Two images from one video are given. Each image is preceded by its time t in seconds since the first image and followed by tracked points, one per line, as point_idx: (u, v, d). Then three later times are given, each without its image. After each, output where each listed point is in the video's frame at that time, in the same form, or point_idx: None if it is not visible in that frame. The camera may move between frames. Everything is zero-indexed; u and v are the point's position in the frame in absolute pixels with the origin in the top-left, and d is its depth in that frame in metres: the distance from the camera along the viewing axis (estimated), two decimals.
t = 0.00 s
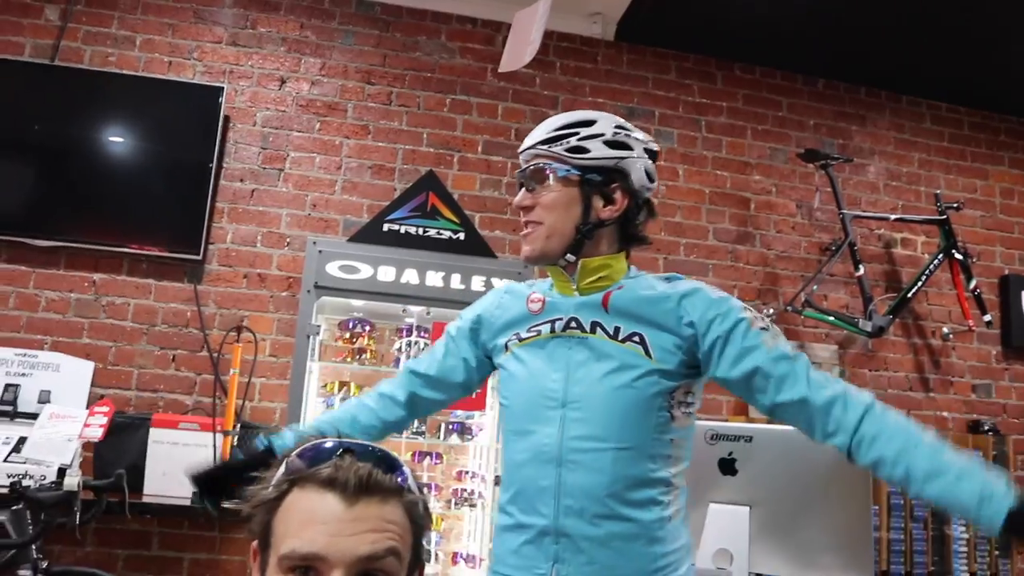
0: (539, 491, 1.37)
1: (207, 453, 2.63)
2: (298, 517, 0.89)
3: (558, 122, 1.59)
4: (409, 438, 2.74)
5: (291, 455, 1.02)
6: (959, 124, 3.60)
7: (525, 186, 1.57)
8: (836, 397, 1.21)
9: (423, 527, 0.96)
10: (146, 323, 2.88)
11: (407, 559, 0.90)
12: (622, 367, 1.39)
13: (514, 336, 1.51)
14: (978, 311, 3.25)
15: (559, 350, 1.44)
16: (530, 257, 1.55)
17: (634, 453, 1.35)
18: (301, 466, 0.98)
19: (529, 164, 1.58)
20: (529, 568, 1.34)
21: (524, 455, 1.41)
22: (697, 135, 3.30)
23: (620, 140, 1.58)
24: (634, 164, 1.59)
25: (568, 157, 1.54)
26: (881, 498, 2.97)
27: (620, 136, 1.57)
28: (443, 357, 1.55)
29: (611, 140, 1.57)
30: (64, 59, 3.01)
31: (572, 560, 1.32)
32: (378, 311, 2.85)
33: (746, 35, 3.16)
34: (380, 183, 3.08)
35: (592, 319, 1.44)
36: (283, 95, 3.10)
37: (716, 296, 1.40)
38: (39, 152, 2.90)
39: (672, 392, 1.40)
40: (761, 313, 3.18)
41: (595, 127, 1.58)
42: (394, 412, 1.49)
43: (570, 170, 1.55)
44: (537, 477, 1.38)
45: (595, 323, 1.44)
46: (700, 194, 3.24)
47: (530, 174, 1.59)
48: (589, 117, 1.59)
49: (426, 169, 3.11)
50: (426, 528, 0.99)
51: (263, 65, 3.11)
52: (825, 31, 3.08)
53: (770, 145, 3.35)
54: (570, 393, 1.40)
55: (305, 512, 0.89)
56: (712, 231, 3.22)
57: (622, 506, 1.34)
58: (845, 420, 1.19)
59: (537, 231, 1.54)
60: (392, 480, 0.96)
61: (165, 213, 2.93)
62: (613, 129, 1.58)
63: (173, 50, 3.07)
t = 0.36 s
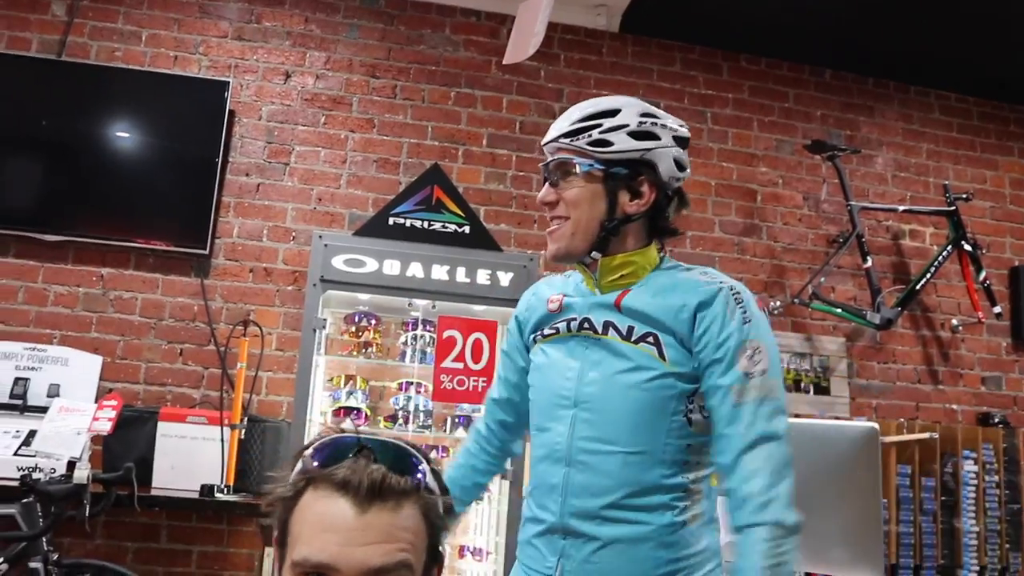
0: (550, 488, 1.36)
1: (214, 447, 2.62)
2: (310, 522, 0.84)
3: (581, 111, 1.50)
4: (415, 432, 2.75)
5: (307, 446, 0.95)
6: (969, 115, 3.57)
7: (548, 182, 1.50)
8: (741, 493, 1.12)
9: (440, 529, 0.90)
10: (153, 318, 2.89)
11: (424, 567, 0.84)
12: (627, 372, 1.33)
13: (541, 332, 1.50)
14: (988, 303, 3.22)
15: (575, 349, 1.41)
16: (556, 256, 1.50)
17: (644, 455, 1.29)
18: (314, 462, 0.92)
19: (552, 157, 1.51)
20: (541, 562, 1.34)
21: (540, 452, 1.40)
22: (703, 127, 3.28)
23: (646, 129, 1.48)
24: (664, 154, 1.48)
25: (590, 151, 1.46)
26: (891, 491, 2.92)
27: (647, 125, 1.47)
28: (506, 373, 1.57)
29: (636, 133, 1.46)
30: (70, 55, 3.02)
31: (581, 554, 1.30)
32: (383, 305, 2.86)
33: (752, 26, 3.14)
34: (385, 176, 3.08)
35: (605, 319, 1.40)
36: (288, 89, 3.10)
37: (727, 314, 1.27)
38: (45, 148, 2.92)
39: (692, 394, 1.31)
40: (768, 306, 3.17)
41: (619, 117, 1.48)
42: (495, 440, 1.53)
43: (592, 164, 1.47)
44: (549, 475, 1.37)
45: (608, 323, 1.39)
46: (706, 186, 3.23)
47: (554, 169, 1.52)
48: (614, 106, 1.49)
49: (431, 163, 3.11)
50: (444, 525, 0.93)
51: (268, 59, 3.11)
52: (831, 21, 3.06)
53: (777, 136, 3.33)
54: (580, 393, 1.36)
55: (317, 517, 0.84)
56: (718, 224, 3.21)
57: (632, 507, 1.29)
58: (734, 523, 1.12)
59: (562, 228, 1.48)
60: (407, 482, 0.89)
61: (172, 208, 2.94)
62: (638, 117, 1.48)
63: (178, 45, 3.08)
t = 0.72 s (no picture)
0: (547, 473, 1.24)
1: (255, 433, 2.65)
2: (347, 500, 0.85)
3: (583, 102, 1.36)
4: (454, 417, 2.76)
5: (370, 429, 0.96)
6: (1015, 89, 3.47)
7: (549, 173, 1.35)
8: (693, 466, 1.02)
9: (485, 514, 0.86)
10: (194, 306, 2.92)
11: (456, 551, 0.81)
12: (618, 351, 1.19)
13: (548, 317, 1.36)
14: None
15: (573, 330, 1.27)
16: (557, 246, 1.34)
17: (640, 440, 1.15)
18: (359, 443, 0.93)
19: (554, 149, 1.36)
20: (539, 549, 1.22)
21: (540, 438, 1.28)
22: (740, 107, 3.23)
23: (649, 117, 1.33)
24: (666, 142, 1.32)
25: (593, 139, 1.31)
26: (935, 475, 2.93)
27: (649, 112, 1.32)
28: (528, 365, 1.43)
29: (636, 121, 1.31)
30: (108, 47, 3.05)
31: (577, 548, 1.16)
32: (421, 290, 2.86)
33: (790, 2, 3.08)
34: (420, 162, 3.08)
35: (601, 301, 1.25)
36: (322, 77, 3.11)
37: (707, 286, 1.13)
38: (85, 140, 2.96)
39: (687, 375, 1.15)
40: (808, 287, 3.13)
41: (622, 105, 1.33)
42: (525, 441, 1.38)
43: (593, 152, 1.31)
44: (546, 460, 1.24)
45: (602, 304, 1.25)
46: (744, 166, 3.19)
47: (556, 160, 1.36)
48: (616, 96, 1.34)
49: (466, 148, 3.10)
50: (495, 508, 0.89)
51: (302, 47, 3.12)
52: None
53: (815, 114, 3.28)
54: (575, 375, 1.23)
55: (352, 495, 0.84)
56: (757, 205, 3.17)
57: (628, 497, 1.15)
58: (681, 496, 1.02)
59: (562, 218, 1.32)
60: (445, 463, 0.86)
61: (210, 196, 2.96)
62: (641, 105, 1.33)
63: (213, 35, 3.10)
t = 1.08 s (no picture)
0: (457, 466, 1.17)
1: (265, 426, 2.65)
2: (330, 493, 0.87)
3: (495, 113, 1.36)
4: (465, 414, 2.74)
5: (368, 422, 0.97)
6: None
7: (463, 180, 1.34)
8: (634, 437, 1.04)
9: (469, 507, 0.83)
10: (204, 297, 2.92)
11: (432, 544, 0.80)
12: (529, 333, 1.16)
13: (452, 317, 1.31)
14: None
15: (481, 320, 1.23)
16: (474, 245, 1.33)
17: (551, 417, 1.12)
18: (358, 436, 0.95)
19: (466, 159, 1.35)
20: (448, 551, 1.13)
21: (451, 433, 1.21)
22: (754, 108, 3.23)
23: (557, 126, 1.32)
24: (572, 148, 1.31)
25: (501, 145, 1.30)
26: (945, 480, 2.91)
27: (556, 120, 1.32)
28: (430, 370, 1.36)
29: (543, 129, 1.30)
30: (122, 37, 3.05)
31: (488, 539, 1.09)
32: (431, 286, 2.88)
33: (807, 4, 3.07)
34: (433, 157, 3.08)
35: (509, 288, 1.22)
36: (336, 70, 3.10)
37: (611, 269, 1.15)
38: (97, 130, 2.95)
39: (594, 354, 1.15)
40: (820, 290, 3.12)
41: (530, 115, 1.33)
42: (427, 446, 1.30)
43: (503, 158, 1.30)
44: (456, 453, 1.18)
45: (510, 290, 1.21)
46: (757, 168, 3.18)
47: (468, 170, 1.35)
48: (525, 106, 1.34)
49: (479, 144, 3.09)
50: (480, 503, 0.85)
51: (316, 40, 3.11)
52: None
53: (830, 117, 3.27)
54: (485, 360, 1.19)
55: (335, 489, 0.86)
56: (770, 206, 3.16)
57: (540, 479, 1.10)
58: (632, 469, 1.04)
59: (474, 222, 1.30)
60: (420, 457, 0.85)
61: (222, 187, 2.96)
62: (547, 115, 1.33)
63: (227, 26, 3.09)
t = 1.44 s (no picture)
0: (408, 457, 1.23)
1: (278, 424, 2.66)
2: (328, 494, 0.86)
3: (445, 124, 1.43)
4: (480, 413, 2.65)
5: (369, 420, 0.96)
6: None
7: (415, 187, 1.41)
8: (585, 425, 1.13)
9: (466, 508, 0.82)
10: (217, 295, 2.93)
11: (430, 545, 0.80)
12: (474, 330, 1.24)
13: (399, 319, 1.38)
14: None
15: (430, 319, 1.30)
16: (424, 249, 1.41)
17: (499, 406, 1.19)
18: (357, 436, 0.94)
19: (419, 166, 1.42)
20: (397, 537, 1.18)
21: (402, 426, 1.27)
22: (768, 105, 3.22)
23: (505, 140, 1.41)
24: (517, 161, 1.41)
25: (455, 157, 1.38)
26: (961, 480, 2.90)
27: (505, 135, 1.40)
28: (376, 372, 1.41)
29: (493, 144, 1.39)
30: (137, 36, 3.07)
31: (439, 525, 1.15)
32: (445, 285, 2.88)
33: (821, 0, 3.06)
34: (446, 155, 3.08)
35: (454, 288, 1.30)
36: (350, 68, 3.11)
37: (550, 267, 1.25)
38: (111, 129, 2.97)
39: (534, 346, 1.23)
40: (834, 288, 3.11)
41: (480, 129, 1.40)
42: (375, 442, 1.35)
43: (457, 170, 1.38)
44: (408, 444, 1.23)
45: (458, 290, 1.29)
46: (771, 166, 3.17)
47: (420, 177, 1.42)
48: (475, 120, 1.42)
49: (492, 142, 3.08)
50: (477, 503, 0.84)
51: (330, 39, 3.12)
52: None
53: (844, 114, 3.25)
54: (434, 355, 1.25)
55: (333, 490, 0.86)
56: (783, 204, 3.15)
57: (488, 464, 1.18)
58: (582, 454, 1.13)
59: (428, 228, 1.38)
60: (416, 458, 0.84)
61: (235, 186, 2.97)
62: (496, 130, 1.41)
63: (241, 25, 3.10)
